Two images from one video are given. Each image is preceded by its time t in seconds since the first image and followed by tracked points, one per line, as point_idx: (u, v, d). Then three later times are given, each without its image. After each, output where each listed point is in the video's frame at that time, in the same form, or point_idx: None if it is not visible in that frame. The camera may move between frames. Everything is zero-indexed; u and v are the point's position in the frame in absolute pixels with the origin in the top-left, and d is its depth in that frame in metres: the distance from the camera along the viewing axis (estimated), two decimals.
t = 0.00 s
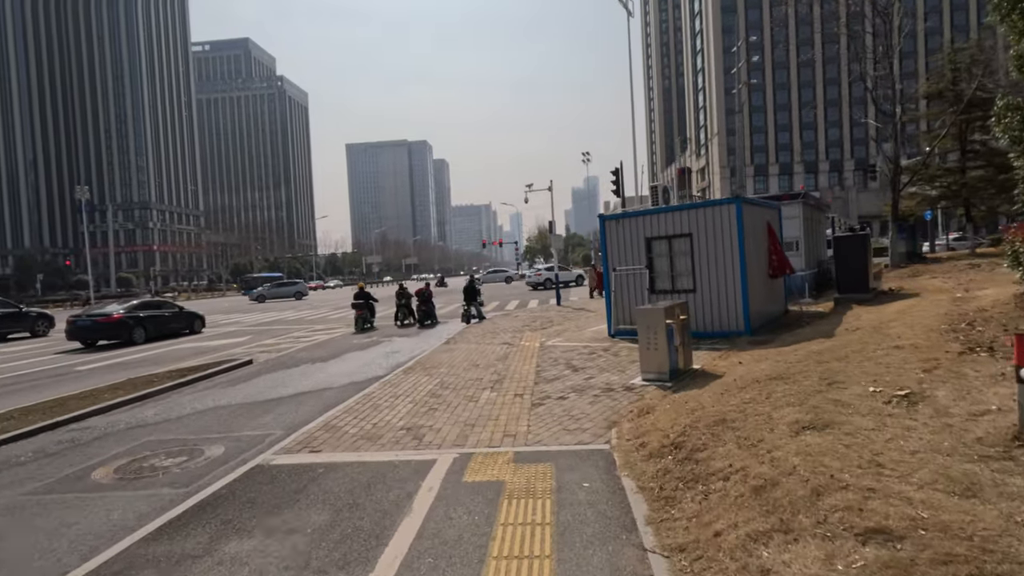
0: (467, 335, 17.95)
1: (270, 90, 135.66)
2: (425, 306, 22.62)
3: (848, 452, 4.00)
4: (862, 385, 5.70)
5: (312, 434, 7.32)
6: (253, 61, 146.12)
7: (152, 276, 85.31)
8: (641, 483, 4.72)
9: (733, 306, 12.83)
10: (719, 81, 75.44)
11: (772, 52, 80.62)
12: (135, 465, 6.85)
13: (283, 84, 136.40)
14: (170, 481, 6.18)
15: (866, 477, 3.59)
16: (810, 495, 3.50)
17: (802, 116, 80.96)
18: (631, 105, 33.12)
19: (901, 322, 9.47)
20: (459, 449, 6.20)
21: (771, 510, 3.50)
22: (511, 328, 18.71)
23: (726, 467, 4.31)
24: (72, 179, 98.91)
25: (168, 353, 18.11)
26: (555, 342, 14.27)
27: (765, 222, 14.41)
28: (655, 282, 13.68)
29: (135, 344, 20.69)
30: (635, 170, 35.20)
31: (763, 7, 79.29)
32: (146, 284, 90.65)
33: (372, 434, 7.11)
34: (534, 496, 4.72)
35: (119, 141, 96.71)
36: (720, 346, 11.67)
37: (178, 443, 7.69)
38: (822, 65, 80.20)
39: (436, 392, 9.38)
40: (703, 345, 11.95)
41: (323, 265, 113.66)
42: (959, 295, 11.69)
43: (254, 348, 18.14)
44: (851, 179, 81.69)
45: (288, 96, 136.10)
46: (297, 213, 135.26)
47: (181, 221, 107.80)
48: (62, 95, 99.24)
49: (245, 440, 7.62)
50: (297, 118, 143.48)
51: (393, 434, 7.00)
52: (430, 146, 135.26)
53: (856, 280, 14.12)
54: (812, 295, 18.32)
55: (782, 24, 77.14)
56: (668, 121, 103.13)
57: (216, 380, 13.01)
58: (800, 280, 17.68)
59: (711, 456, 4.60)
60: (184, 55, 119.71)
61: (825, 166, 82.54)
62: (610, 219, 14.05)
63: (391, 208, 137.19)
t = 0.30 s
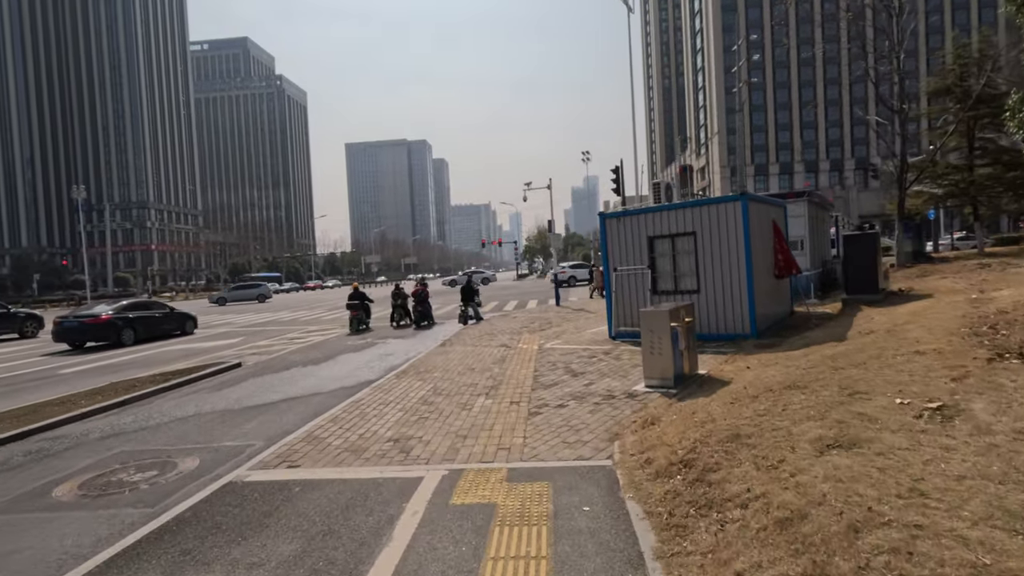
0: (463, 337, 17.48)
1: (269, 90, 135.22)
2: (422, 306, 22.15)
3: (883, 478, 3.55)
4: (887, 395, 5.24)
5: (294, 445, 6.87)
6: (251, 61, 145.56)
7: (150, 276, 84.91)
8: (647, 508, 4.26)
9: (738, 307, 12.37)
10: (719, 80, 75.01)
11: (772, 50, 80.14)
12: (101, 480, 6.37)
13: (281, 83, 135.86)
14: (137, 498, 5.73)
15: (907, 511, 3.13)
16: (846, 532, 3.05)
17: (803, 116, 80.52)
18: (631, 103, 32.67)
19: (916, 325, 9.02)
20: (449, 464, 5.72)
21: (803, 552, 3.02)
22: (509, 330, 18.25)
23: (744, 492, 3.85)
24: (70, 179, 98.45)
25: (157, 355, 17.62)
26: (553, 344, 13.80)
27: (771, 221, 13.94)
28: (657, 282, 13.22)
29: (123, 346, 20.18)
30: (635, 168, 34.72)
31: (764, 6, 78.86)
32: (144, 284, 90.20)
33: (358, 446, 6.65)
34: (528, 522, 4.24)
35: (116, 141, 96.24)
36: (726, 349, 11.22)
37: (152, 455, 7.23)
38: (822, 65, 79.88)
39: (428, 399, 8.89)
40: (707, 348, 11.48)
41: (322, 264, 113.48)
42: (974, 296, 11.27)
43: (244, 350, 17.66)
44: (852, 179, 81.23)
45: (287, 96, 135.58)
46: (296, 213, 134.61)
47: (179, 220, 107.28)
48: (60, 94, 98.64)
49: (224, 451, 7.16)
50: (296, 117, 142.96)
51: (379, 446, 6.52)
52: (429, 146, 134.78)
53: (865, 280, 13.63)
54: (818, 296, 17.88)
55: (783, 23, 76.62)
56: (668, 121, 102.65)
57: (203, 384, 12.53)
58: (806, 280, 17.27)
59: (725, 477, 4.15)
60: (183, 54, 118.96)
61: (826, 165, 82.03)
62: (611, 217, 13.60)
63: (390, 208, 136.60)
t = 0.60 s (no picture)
0: (461, 338, 17.05)
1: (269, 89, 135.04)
2: (419, 307, 21.74)
3: (938, 508, 3.09)
4: (924, 404, 4.76)
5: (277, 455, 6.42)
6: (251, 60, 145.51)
7: (148, 275, 84.34)
8: (661, 533, 3.81)
9: (748, 308, 11.87)
10: (720, 79, 74.57)
11: (773, 49, 79.74)
12: (66, 494, 5.89)
13: (281, 83, 135.58)
14: (102, 515, 5.28)
15: (969, 551, 2.68)
16: None
17: (804, 115, 80.16)
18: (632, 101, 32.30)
19: (937, 326, 8.56)
20: (440, 479, 5.26)
21: None
22: (508, 331, 17.78)
23: (772, 518, 3.39)
24: (65, 176, 96.93)
25: (147, 356, 17.17)
26: (554, 347, 13.33)
27: (779, 218, 13.47)
28: (661, 282, 12.74)
29: (112, 347, 19.72)
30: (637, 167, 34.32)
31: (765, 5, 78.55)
32: (142, 283, 89.70)
33: (343, 456, 6.21)
34: (528, 549, 3.79)
35: (116, 140, 95.91)
36: (734, 351, 10.74)
37: (124, 466, 6.76)
38: (824, 64, 79.52)
39: (421, 405, 8.45)
40: (715, 350, 11.00)
41: (321, 264, 113.08)
42: (992, 297, 10.80)
43: (237, 352, 17.20)
44: (854, 179, 80.81)
45: (286, 95, 135.30)
46: (295, 212, 134.07)
47: (178, 220, 106.78)
48: (59, 92, 98.16)
49: (202, 462, 6.70)
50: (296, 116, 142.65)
51: (366, 458, 6.07)
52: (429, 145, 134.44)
53: (878, 279, 13.13)
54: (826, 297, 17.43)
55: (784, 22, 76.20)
56: (669, 121, 102.26)
57: (190, 387, 12.08)
58: (814, 280, 16.87)
59: (750, 501, 3.69)
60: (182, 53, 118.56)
61: (828, 165, 81.55)
62: (613, 214, 13.13)
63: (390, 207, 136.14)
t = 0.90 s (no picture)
0: (458, 341, 16.57)
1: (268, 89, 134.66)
2: (415, 309, 21.32)
3: (1005, 562, 2.65)
4: (964, 424, 4.28)
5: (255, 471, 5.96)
6: (250, 60, 145.22)
7: (144, 276, 83.77)
8: None
9: (755, 310, 11.41)
10: (720, 79, 74.21)
11: (774, 50, 79.35)
12: (16, 518, 5.37)
13: (280, 83, 135.11)
14: (51, 544, 4.78)
15: None
16: None
17: (805, 115, 79.75)
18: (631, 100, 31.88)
19: (958, 331, 8.08)
20: (427, 504, 4.76)
21: None
22: (507, 333, 17.29)
23: (806, 568, 2.98)
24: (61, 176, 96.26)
25: (134, 359, 16.69)
26: (553, 351, 12.83)
27: (787, 218, 13.01)
28: (664, 284, 12.27)
29: (99, 349, 19.17)
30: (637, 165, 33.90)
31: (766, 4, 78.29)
32: (138, 284, 88.92)
33: (326, 475, 5.73)
34: None
35: (114, 140, 95.43)
36: (741, 356, 10.25)
37: (87, 484, 6.27)
38: (824, 65, 79.13)
39: (412, 415, 7.93)
40: (722, 356, 10.52)
41: (320, 265, 112.40)
42: (1010, 301, 10.34)
43: (227, 355, 16.70)
44: (855, 180, 80.32)
45: (285, 95, 134.85)
46: (294, 212, 133.40)
47: (176, 220, 106.11)
48: (57, 91, 97.76)
49: (172, 480, 6.20)
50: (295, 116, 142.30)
51: (348, 477, 5.57)
52: (429, 145, 133.98)
53: (890, 281, 12.68)
54: (832, 300, 16.96)
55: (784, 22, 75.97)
56: (669, 121, 101.87)
57: (174, 393, 11.59)
58: (819, 283, 16.42)
59: (779, 545, 3.20)
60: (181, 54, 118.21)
61: (829, 166, 81.01)
62: (615, 214, 12.69)
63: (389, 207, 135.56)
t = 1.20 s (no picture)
0: (454, 341, 16.10)
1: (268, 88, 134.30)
2: (411, 308, 20.87)
3: None
4: (1010, 438, 3.81)
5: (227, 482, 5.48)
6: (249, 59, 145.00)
7: (141, 275, 83.08)
8: None
9: (761, 310, 10.95)
10: (720, 78, 73.85)
11: (775, 49, 78.98)
12: None
13: (280, 81, 134.76)
14: None
15: None
16: None
17: (805, 115, 79.36)
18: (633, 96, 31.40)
19: (981, 333, 7.61)
20: (409, 525, 4.29)
21: None
22: (503, 334, 16.80)
23: None
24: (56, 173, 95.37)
25: (120, 358, 16.18)
26: (552, 352, 12.34)
27: (794, 215, 12.54)
28: (666, 283, 11.81)
29: (87, 349, 18.70)
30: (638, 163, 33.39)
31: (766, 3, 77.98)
32: (135, 283, 88.30)
33: (303, 487, 5.27)
34: None
35: (112, 138, 95.04)
36: (747, 358, 9.79)
37: (45, 496, 5.80)
38: (825, 64, 78.84)
39: (401, 420, 7.47)
40: (727, 357, 10.05)
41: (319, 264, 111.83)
42: None
43: (215, 355, 16.20)
44: (855, 180, 79.92)
45: (285, 94, 134.48)
46: (293, 211, 132.84)
47: (175, 219, 105.47)
48: (55, 88, 97.20)
49: (137, 492, 5.74)
50: (295, 114, 141.92)
51: (326, 491, 5.11)
52: (429, 145, 133.77)
53: (900, 281, 12.21)
54: (839, 301, 16.48)
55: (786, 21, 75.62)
56: (669, 121, 101.53)
57: (155, 394, 11.08)
58: (825, 283, 15.94)
59: None
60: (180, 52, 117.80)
61: (829, 166, 80.57)
62: (615, 210, 12.25)
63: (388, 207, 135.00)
